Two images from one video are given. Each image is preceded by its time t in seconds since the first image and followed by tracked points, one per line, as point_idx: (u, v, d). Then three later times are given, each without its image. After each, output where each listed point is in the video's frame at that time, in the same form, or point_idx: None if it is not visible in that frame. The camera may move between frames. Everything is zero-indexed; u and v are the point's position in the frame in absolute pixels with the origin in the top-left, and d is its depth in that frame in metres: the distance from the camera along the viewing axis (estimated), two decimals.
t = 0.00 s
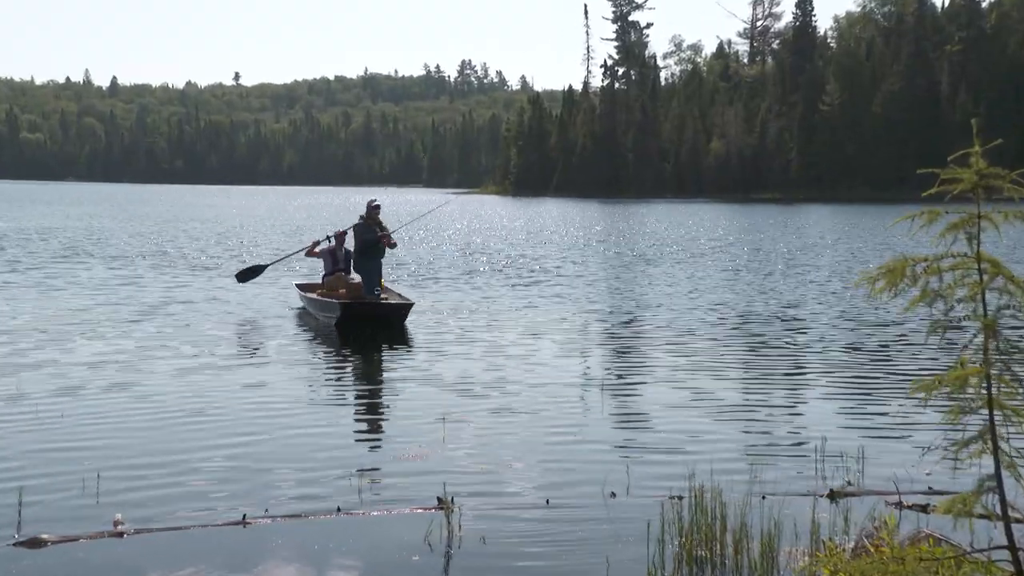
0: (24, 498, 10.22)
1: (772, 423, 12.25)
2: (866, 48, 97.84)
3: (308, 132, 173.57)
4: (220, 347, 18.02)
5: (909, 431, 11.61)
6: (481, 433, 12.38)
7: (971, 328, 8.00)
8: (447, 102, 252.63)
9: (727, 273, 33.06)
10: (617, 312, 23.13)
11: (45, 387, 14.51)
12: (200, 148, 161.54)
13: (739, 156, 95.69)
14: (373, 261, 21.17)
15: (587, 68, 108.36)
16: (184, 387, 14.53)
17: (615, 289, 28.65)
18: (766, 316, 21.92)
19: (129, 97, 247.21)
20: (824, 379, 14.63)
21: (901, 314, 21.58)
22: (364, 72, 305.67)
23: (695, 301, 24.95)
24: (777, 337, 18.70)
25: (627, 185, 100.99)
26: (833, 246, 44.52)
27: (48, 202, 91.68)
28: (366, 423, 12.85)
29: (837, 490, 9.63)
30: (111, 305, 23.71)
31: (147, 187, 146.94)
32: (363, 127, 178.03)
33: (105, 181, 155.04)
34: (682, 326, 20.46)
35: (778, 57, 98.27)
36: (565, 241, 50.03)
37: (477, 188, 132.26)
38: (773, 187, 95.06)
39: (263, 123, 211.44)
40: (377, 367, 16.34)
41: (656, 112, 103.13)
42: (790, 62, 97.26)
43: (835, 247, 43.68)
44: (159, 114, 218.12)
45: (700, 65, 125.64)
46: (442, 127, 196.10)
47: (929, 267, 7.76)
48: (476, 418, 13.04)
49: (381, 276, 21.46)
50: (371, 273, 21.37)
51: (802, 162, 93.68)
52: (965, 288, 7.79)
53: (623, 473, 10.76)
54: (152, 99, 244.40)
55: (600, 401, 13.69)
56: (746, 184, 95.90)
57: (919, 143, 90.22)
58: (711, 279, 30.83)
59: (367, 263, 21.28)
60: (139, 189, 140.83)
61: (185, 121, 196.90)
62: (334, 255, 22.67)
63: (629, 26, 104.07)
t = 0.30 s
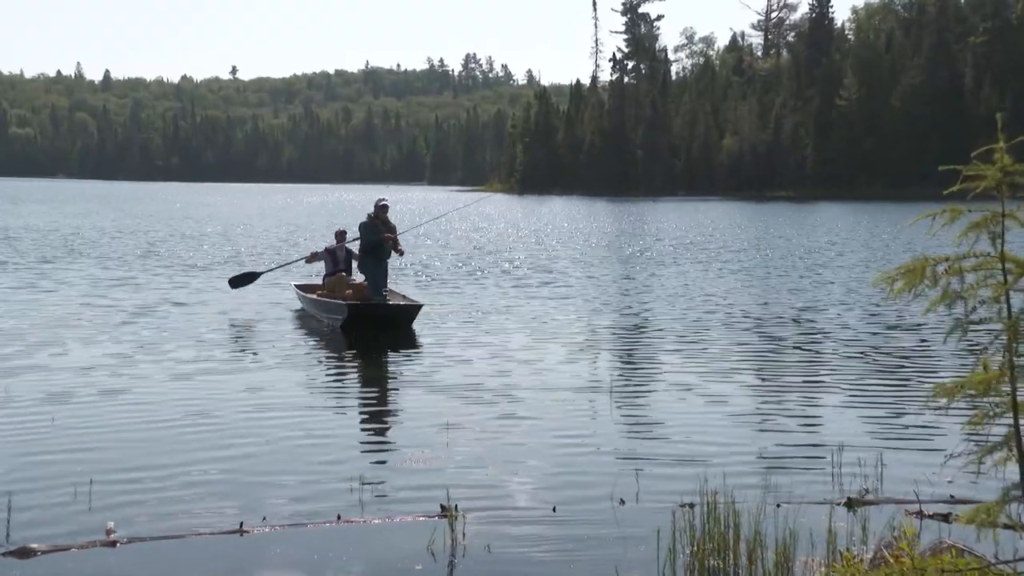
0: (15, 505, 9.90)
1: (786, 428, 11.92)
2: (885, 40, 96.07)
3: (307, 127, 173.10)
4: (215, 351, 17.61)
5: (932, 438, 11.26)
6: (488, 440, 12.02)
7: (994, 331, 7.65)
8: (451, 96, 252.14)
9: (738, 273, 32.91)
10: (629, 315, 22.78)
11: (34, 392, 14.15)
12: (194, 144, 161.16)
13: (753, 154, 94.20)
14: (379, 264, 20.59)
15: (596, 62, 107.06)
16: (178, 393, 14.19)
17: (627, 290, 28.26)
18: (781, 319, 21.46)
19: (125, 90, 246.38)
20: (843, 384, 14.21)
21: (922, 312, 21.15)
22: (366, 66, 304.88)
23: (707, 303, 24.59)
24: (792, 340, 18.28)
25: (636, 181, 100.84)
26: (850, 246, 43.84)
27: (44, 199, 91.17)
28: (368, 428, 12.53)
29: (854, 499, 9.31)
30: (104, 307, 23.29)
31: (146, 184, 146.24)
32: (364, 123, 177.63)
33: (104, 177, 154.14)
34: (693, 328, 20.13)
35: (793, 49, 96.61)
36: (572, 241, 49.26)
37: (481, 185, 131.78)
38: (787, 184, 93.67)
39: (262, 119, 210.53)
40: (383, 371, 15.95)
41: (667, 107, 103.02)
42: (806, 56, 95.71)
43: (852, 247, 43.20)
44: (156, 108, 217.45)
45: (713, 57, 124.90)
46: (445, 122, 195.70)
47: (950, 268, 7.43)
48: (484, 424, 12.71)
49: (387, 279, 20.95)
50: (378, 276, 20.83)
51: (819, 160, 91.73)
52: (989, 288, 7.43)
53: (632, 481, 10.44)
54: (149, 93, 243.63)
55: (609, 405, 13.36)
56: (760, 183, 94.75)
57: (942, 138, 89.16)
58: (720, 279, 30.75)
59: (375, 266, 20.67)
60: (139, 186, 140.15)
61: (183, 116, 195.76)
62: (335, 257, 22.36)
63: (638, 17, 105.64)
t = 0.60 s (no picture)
0: None
1: (797, 435, 11.62)
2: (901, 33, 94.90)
3: (304, 123, 172.57)
4: (211, 356, 17.29)
5: (949, 445, 10.97)
6: (490, 447, 11.72)
7: (1016, 333, 7.35)
8: (451, 92, 251.67)
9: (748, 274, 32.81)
10: (639, 317, 22.51)
11: (24, 399, 13.83)
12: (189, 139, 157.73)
13: (763, 150, 93.41)
14: (383, 265, 20.27)
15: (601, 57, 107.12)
16: (172, 399, 13.88)
17: (632, 292, 28.14)
18: (788, 322, 21.16)
19: (119, 86, 245.34)
20: (855, 390, 13.90)
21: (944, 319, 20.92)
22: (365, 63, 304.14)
23: (718, 305, 24.31)
24: (802, 344, 17.97)
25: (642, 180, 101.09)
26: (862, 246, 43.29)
27: (37, 198, 90.56)
28: (368, 434, 12.23)
29: (869, 507, 9.00)
30: (97, 310, 22.95)
31: (142, 182, 145.39)
32: (362, 119, 177.44)
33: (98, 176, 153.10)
34: (699, 331, 19.85)
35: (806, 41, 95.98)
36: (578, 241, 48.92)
37: (482, 184, 131.43)
38: (798, 182, 92.60)
39: (256, 115, 209.46)
40: (386, 376, 15.66)
41: (675, 102, 101.97)
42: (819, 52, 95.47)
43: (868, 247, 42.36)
44: (148, 104, 216.15)
45: (722, 51, 124.46)
46: (445, 118, 195.26)
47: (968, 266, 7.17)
48: (487, 429, 12.44)
49: (391, 281, 20.65)
50: (380, 277, 20.53)
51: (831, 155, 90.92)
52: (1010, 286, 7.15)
53: (638, 488, 10.16)
54: (142, 87, 242.59)
55: (614, 410, 13.08)
56: (769, 181, 93.94)
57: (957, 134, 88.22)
58: (727, 279, 30.79)
59: (379, 266, 20.36)
60: (135, 184, 139.28)
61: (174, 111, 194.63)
62: (334, 259, 22.12)
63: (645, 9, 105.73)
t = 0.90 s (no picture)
0: None
1: (807, 441, 11.35)
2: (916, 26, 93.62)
3: (298, 119, 171.95)
4: (210, 359, 17.03)
5: (965, 452, 10.65)
6: (492, 453, 11.40)
7: None
8: (452, 86, 251.23)
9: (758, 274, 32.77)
10: (646, 319, 22.18)
11: (17, 405, 13.55)
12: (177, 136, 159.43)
13: (772, 147, 93.01)
14: (384, 265, 19.98)
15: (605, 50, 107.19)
16: (163, 405, 13.54)
17: (638, 293, 28.02)
18: (796, 324, 20.89)
19: (115, 81, 244.79)
20: (867, 396, 13.56)
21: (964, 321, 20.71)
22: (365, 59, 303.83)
23: (725, 307, 24.07)
24: (811, 348, 17.62)
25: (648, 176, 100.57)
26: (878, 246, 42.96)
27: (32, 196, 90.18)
28: (368, 441, 11.95)
29: (881, 516, 8.73)
30: (90, 313, 22.59)
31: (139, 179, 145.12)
32: (359, 114, 177.44)
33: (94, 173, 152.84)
34: (706, 335, 19.59)
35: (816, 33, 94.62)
36: (585, 241, 48.70)
37: (483, 180, 131.14)
38: (810, 179, 92.45)
39: (251, 110, 208.90)
40: (388, 380, 15.41)
41: (681, 96, 101.11)
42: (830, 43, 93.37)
43: (883, 246, 42.17)
44: (137, 98, 215.64)
45: (729, 44, 124.14)
46: (446, 113, 194.88)
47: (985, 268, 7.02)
48: (491, 436, 12.15)
49: (391, 281, 20.38)
50: (381, 277, 20.25)
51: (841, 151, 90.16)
52: None
53: (644, 496, 9.87)
54: (134, 84, 242.00)
55: (620, 417, 12.80)
56: (779, 178, 93.91)
57: (975, 127, 87.17)
58: (736, 280, 30.72)
59: (380, 265, 20.07)
60: (132, 181, 138.96)
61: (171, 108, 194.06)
62: (328, 261, 21.79)
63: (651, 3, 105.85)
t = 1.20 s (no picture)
0: None
1: (819, 449, 11.06)
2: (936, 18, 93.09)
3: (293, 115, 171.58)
4: (210, 364, 16.77)
5: (985, 462, 10.35)
6: (496, 462, 11.10)
7: None
8: (452, 81, 250.99)
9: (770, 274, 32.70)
10: (655, 323, 21.93)
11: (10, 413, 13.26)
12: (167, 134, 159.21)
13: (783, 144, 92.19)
14: (387, 265, 19.71)
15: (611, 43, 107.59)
16: (155, 413, 13.23)
17: (644, 294, 27.96)
18: (804, 327, 20.60)
19: (114, 78, 244.68)
20: (883, 403, 13.25)
21: (981, 324, 20.50)
22: (366, 57, 303.65)
23: (734, 310, 23.81)
24: (823, 352, 17.30)
25: (653, 172, 99.92)
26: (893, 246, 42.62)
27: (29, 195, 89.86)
28: (369, 448, 11.67)
29: (898, 526, 8.45)
30: (81, 316, 22.28)
31: (137, 176, 144.79)
32: (357, 110, 177.22)
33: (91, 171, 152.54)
34: (713, 338, 19.32)
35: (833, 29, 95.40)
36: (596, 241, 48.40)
37: (484, 178, 130.86)
38: (824, 177, 91.79)
39: (248, 107, 208.53)
40: (391, 385, 15.13)
41: (688, 91, 100.54)
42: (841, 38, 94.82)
43: (899, 246, 41.98)
44: (126, 94, 215.21)
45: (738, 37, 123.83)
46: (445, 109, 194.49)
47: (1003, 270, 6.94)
48: (494, 443, 11.86)
49: (392, 281, 20.08)
50: (382, 277, 19.97)
51: (856, 145, 89.43)
52: None
53: (651, 505, 9.58)
54: (126, 79, 241.70)
55: (627, 424, 12.50)
56: (790, 176, 93.34)
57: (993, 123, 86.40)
58: (747, 280, 30.69)
59: (382, 265, 19.81)
60: (129, 179, 138.59)
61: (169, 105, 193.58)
62: (325, 260, 21.52)
63: None
